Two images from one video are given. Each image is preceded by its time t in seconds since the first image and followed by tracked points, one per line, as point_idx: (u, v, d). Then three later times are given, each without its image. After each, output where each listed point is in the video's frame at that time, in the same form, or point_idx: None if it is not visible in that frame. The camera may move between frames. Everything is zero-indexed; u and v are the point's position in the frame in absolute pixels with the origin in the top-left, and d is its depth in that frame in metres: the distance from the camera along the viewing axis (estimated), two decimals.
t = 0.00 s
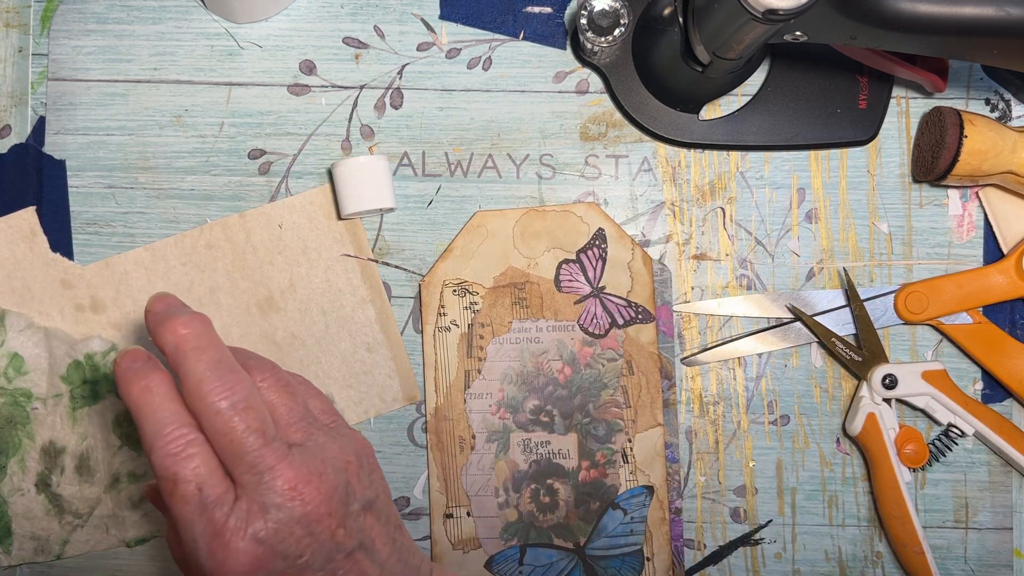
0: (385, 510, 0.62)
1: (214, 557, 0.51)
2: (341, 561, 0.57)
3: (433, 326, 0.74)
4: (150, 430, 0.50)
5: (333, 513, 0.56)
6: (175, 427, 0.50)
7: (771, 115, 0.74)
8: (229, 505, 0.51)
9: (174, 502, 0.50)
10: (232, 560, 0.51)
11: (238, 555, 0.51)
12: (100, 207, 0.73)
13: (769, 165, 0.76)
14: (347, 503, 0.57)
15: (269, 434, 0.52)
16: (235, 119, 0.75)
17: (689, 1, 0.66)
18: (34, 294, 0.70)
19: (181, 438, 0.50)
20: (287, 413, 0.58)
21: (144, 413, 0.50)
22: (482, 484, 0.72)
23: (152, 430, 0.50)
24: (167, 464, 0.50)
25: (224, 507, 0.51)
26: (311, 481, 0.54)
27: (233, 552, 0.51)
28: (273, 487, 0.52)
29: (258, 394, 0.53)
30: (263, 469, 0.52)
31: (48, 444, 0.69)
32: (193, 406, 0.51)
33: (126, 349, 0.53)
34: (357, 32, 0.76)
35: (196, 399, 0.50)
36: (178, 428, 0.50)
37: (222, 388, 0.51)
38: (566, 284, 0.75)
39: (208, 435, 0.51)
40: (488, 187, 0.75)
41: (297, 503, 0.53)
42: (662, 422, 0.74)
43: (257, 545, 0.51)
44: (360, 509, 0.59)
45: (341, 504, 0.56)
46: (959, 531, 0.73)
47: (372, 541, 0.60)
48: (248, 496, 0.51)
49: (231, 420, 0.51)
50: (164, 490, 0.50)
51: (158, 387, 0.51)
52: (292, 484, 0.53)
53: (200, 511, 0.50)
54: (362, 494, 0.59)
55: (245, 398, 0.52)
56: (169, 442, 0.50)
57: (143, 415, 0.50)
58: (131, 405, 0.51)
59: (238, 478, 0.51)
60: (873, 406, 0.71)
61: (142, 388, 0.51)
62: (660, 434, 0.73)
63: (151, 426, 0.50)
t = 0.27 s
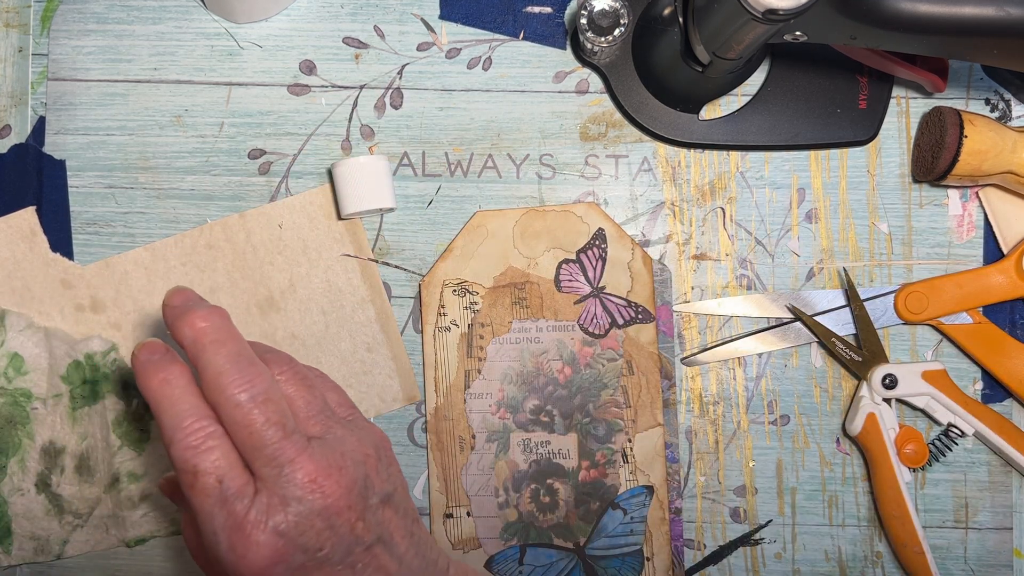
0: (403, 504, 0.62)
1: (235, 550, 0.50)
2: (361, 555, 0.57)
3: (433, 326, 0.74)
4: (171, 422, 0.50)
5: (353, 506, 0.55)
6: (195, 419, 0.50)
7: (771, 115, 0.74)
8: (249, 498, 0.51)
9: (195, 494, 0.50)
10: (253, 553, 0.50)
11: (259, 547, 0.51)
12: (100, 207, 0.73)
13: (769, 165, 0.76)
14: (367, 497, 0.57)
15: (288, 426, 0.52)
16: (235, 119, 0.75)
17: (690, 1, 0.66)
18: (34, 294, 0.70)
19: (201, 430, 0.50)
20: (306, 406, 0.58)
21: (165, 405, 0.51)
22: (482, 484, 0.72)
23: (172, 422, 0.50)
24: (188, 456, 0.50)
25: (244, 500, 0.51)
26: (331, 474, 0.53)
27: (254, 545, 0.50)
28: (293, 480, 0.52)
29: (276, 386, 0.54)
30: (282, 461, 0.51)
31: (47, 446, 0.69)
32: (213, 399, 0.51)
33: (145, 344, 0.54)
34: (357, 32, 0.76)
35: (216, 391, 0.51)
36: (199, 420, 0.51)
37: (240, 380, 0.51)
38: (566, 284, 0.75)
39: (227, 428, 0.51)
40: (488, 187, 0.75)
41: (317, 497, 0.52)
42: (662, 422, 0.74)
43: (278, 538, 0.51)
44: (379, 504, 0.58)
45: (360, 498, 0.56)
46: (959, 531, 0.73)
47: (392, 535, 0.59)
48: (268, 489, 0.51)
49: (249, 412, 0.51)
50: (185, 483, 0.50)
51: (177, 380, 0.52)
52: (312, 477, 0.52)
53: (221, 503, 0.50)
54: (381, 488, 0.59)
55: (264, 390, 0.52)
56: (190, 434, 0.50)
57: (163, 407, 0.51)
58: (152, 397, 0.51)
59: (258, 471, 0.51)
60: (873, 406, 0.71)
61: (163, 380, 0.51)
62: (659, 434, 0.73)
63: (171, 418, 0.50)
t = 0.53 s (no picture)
0: (381, 523, 0.62)
1: None
2: None
3: (433, 326, 0.74)
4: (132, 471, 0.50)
5: (328, 529, 0.55)
6: (157, 463, 0.50)
7: (771, 115, 0.74)
8: (221, 531, 0.51)
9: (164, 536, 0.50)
10: None
11: None
12: (100, 207, 0.73)
13: (769, 165, 0.76)
14: (341, 518, 0.57)
15: (251, 458, 0.52)
16: (235, 119, 0.75)
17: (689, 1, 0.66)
18: (34, 294, 0.70)
19: (164, 473, 0.50)
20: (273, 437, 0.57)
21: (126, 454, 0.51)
22: (482, 484, 0.72)
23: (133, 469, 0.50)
24: (153, 502, 0.50)
25: (214, 535, 0.51)
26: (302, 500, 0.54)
27: None
28: (264, 509, 0.52)
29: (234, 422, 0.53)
30: (249, 492, 0.51)
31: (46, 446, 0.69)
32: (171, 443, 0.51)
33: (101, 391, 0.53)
34: (357, 32, 0.76)
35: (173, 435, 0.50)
36: (160, 465, 0.50)
37: (194, 419, 0.51)
38: (566, 284, 0.75)
39: (188, 469, 0.51)
40: (488, 187, 0.75)
41: (290, 523, 0.52)
42: (662, 422, 0.74)
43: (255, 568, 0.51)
44: (355, 524, 0.59)
45: (335, 520, 0.56)
46: (959, 531, 0.73)
47: (371, 555, 0.60)
48: (239, 521, 0.51)
49: (207, 448, 0.50)
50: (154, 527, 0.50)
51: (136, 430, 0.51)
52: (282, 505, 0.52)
53: (190, 542, 0.50)
54: (356, 508, 0.59)
55: (220, 426, 0.52)
56: (153, 479, 0.50)
57: (123, 458, 0.51)
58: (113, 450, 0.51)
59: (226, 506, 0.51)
60: (873, 406, 0.71)
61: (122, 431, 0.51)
62: (659, 433, 0.73)
63: (133, 466, 0.50)
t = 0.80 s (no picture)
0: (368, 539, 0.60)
1: (249, 538, 0.48)
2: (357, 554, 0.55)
3: (433, 326, 0.74)
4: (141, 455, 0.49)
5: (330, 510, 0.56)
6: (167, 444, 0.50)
7: (771, 115, 0.74)
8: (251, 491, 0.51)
9: (193, 503, 0.48)
10: (269, 533, 0.49)
11: (273, 527, 0.49)
12: (100, 207, 0.73)
13: (769, 165, 0.76)
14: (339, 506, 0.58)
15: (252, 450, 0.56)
16: (235, 119, 0.75)
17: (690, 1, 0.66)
18: (34, 294, 0.70)
19: (178, 448, 0.51)
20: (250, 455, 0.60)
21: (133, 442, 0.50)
22: (482, 484, 0.72)
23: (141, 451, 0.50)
24: (174, 473, 0.49)
25: (242, 494, 0.50)
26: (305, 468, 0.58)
27: (269, 525, 0.49)
28: (272, 475, 0.54)
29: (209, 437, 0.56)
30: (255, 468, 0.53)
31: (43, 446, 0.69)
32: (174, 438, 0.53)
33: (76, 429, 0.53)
34: (357, 32, 0.76)
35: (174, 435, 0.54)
36: (172, 444, 0.51)
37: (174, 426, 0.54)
38: (566, 284, 0.75)
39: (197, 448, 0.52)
40: (488, 187, 0.75)
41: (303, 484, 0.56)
42: (662, 422, 0.74)
43: (286, 516, 0.51)
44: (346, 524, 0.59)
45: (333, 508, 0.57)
46: (959, 531, 0.73)
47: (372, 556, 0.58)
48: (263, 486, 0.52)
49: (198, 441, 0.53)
50: (176, 503, 0.48)
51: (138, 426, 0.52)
52: (288, 475, 0.56)
53: (221, 499, 0.49)
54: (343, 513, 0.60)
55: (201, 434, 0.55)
56: (168, 452, 0.50)
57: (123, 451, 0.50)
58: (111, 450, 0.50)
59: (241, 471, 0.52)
60: (873, 406, 0.71)
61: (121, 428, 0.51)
62: (659, 433, 0.73)
63: (146, 447, 0.50)
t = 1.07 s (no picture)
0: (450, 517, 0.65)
1: (397, 510, 0.52)
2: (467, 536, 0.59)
3: (433, 326, 0.74)
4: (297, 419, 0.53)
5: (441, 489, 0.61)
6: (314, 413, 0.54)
7: (771, 115, 0.74)
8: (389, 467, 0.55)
9: (346, 471, 0.51)
10: (415, 507, 0.53)
11: (419, 503, 0.53)
12: (100, 207, 0.73)
13: (769, 165, 0.76)
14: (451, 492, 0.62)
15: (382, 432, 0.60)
16: (235, 119, 0.75)
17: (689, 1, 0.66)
18: (34, 294, 0.70)
19: (323, 416, 0.54)
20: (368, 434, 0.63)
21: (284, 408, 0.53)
22: (482, 484, 0.72)
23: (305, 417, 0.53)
24: (328, 440, 0.53)
25: (387, 469, 0.54)
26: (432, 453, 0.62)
27: (415, 499, 0.53)
28: (413, 457, 0.58)
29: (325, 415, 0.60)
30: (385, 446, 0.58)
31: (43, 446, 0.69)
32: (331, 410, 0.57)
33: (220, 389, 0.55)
34: (357, 32, 0.76)
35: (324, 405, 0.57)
36: (321, 412, 0.54)
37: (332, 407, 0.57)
38: (566, 284, 0.75)
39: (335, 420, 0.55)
40: (488, 187, 0.75)
41: (434, 466, 0.60)
42: (662, 422, 0.74)
43: (432, 492, 0.55)
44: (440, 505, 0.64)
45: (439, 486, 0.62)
46: (959, 531, 0.73)
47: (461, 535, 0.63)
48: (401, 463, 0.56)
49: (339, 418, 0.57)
50: (329, 470, 0.51)
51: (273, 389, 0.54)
52: (422, 457, 0.60)
53: (370, 469, 0.52)
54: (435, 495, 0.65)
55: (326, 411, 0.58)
56: (316, 419, 0.53)
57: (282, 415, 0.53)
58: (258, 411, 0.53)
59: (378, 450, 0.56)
60: (873, 406, 0.71)
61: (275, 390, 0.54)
62: (659, 433, 0.73)
63: (300, 413, 0.53)
